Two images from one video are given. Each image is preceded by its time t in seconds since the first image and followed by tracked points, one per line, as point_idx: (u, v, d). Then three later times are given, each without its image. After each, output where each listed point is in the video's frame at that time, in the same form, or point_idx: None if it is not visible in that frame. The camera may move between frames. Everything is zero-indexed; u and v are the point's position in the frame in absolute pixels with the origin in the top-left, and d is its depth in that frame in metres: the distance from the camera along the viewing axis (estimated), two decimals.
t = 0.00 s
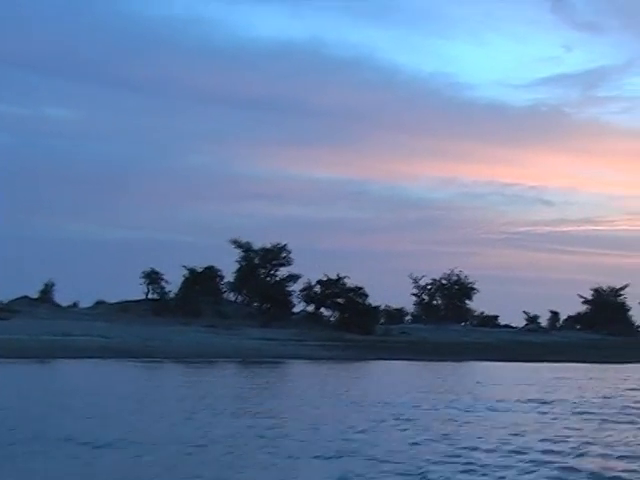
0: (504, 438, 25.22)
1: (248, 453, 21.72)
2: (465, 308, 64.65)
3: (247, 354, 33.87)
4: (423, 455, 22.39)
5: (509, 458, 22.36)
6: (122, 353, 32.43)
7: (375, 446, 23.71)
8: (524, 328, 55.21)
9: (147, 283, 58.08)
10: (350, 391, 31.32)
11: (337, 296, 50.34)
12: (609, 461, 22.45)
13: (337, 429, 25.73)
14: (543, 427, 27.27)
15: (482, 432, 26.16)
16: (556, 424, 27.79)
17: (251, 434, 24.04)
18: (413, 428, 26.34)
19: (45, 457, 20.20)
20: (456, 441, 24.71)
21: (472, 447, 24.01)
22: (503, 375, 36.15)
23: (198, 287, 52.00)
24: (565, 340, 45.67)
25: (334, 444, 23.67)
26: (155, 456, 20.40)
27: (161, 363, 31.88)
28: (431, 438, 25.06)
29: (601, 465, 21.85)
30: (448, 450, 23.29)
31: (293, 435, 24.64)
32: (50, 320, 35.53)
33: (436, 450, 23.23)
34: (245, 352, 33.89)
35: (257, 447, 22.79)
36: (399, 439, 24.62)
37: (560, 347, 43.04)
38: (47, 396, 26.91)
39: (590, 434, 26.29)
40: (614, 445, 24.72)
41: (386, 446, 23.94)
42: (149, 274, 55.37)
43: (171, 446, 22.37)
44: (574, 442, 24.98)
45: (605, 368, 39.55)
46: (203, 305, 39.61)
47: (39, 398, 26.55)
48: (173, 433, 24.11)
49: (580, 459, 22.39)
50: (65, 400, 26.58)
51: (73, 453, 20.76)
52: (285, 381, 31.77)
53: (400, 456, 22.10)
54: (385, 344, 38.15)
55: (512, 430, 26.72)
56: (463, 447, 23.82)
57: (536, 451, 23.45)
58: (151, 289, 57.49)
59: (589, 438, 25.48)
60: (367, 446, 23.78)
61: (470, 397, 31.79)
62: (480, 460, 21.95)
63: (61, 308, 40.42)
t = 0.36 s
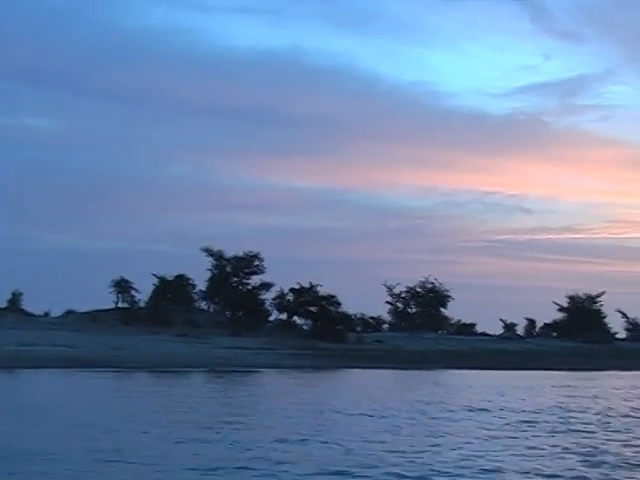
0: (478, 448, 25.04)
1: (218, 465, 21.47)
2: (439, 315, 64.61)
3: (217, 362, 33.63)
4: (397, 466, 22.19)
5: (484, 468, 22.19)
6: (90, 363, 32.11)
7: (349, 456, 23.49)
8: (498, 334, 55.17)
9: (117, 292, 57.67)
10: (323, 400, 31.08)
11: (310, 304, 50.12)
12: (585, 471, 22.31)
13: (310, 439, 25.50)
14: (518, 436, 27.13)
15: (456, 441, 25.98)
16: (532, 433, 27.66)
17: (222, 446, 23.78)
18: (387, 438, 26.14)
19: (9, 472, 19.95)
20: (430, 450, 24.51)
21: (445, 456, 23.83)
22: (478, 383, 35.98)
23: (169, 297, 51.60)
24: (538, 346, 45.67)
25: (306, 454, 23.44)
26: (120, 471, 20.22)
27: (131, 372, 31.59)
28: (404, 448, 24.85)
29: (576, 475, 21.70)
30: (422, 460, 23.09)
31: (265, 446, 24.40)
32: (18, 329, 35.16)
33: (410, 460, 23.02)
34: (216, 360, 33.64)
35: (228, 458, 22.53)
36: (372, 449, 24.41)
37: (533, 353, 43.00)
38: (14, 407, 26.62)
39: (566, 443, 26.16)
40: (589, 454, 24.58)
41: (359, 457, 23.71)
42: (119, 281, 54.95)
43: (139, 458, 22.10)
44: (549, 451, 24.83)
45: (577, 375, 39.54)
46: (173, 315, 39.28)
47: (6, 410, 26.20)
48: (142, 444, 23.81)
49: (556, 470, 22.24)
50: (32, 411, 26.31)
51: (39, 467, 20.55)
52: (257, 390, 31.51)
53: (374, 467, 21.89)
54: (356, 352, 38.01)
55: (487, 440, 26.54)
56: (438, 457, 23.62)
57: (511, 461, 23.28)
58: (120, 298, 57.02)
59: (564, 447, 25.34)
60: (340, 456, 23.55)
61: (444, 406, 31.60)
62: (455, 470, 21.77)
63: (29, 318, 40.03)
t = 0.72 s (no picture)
0: (457, 448, 24.76)
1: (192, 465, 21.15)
2: (419, 312, 64.42)
3: (191, 359, 33.34)
4: (375, 466, 21.87)
5: (463, 469, 21.91)
6: (62, 360, 31.79)
7: (325, 455, 23.16)
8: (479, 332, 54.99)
9: (91, 288, 57.31)
10: (300, 399, 30.77)
11: (288, 301, 49.89)
12: (565, 471, 22.05)
13: (286, 439, 25.17)
14: (498, 435, 26.86)
15: (435, 440, 25.70)
16: (511, 431, 27.40)
17: (197, 445, 23.44)
18: (365, 437, 25.84)
19: None
20: (408, 450, 24.21)
21: (424, 456, 23.54)
22: (457, 380, 35.73)
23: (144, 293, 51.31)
24: (517, 343, 45.53)
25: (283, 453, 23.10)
26: (87, 468, 19.99)
27: (103, 368, 31.29)
28: (382, 448, 24.56)
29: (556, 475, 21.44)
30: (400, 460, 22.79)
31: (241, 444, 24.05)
32: None
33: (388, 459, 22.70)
34: (190, 357, 33.36)
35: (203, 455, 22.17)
36: (349, 448, 24.09)
37: (512, 349, 42.84)
38: None
39: (546, 442, 25.92)
40: (569, 454, 24.33)
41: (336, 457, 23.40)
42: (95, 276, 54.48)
43: (112, 454, 21.73)
44: (528, 450, 24.59)
45: (556, 371, 39.40)
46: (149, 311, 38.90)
47: None
48: (115, 441, 23.45)
49: (536, 470, 21.98)
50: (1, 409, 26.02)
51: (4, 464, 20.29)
52: (234, 389, 31.17)
53: (352, 467, 21.58)
54: (333, 348, 37.78)
55: (466, 439, 26.27)
56: (416, 457, 23.32)
57: (490, 462, 23.01)
58: (95, 295, 56.58)
59: (544, 447, 25.08)
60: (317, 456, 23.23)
61: (423, 404, 31.33)
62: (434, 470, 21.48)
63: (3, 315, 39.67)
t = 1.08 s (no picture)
0: (433, 452, 24.48)
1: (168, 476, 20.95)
2: (398, 313, 64.25)
3: (166, 361, 33.08)
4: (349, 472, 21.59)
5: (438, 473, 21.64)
6: (35, 364, 31.47)
7: (302, 461, 23.00)
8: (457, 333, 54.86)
9: (65, 290, 56.85)
10: (275, 404, 30.50)
11: (264, 302, 49.65)
12: (540, 475, 21.80)
13: (259, 447, 24.87)
14: (474, 437, 26.61)
15: (410, 444, 25.42)
16: (487, 434, 27.19)
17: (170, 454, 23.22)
18: (341, 441, 25.53)
19: None
20: (382, 455, 23.91)
21: (399, 461, 23.25)
22: (434, 382, 35.46)
23: (119, 294, 50.94)
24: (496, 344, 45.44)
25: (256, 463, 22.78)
26: None
27: (77, 374, 31.00)
28: (357, 453, 24.27)
29: None
30: (374, 465, 22.49)
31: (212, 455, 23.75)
32: None
33: (363, 466, 22.38)
34: (165, 359, 33.10)
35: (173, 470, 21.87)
36: (323, 454, 23.78)
37: (490, 350, 42.75)
38: None
39: (522, 444, 25.66)
40: (545, 456, 24.08)
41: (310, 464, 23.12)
42: (70, 277, 54.06)
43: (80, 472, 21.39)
44: (506, 453, 24.51)
45: (534, 372, 39.34)
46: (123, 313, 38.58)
47: None
48: (85, 460, 23.15)
49: (511, 474, 21.71)
50: None
51: None
52: (208, 393, 30.85)
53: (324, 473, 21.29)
54: (310, 349, 37.59)
55: (444, 441, 26.17)
56: (391, 462, 23.08)
57: (466, 465, 22.74)
58: (70, 296, 56.18)
59: (521, 450, 24.81)
60: (290, 464, 22.94)
61: (399, 407, 31.07)
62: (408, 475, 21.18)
63: None
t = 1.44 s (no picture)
0: (412, 451, 24.14)
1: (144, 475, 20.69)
2: (381, 312, 63.97)
3: (144, 360, 32.75)
4: (327, 471, 21.24)
5: (416, 473, 21.31)
6: (11, 364, 31.12)
7: (281, 460, 22.76)
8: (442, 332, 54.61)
9: (43, 288, 56.40)
10: (254, 403, 30.15)
11: (245, 302, 49.34)
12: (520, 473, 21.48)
13: (236, 447, 24.49)
14: (455, 436, 26.32)
15: (390, 443, 25.09)
16: (469, 433, 26.86)
17: (148, 453, 22.96)
18: (322, 440, 25.30)
19: None
20: (361, 454, 23.57)
21: (378, 460, 22.90)
22: (416, 382, 35.16)
23: (99, 293, 50.57)
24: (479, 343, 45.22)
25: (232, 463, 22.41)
26: None
27: (54, 373, 30.65)
28: (335, 452, 23.92)
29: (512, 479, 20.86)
30: (352, 465, 22.14)
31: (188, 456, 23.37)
32: None
33: (341, 465, 22.03)
34: (143, 358, 32.77)
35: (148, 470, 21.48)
36: (301, 454, 23.42)
37: (474, 349, 42.52)
38: None
39: (503, 443, 25.35)
40: (526, 455, 23.75)
41: (287, 464, 22.76)
42: (48, 276, 53.65)
43: (52, 473, 20.99)
44: (487, 451, 24.32)
45: (517, 371, 39.13)
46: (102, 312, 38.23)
47: None
48: (61, 457, 22.86)
49: (491, 473, 21.38)
50: None
51: None
52: (187, 393, 30.48)
53: (300, 473, 20.93)
54: (291, 348, 37.30)
55: (425, 439, 25.97)
56: (371, 460, 22.86)
57: (446, 464, 22.40)
58: (48, 295, 55.74)
59: (502, 449, 24.49)
60: (267, 464, 22.58)
61: (380, 406, 30.74)
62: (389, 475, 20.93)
63: None
